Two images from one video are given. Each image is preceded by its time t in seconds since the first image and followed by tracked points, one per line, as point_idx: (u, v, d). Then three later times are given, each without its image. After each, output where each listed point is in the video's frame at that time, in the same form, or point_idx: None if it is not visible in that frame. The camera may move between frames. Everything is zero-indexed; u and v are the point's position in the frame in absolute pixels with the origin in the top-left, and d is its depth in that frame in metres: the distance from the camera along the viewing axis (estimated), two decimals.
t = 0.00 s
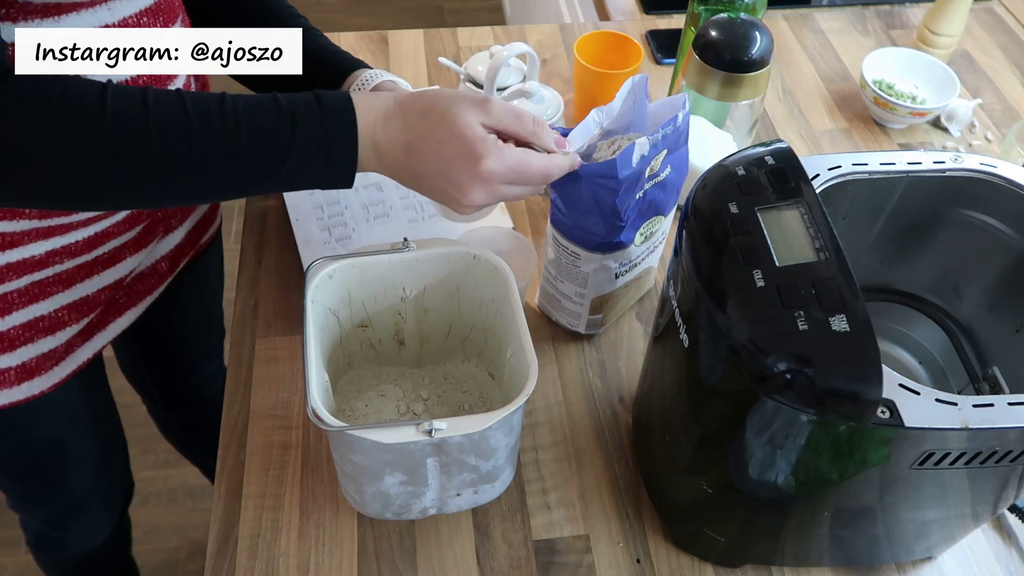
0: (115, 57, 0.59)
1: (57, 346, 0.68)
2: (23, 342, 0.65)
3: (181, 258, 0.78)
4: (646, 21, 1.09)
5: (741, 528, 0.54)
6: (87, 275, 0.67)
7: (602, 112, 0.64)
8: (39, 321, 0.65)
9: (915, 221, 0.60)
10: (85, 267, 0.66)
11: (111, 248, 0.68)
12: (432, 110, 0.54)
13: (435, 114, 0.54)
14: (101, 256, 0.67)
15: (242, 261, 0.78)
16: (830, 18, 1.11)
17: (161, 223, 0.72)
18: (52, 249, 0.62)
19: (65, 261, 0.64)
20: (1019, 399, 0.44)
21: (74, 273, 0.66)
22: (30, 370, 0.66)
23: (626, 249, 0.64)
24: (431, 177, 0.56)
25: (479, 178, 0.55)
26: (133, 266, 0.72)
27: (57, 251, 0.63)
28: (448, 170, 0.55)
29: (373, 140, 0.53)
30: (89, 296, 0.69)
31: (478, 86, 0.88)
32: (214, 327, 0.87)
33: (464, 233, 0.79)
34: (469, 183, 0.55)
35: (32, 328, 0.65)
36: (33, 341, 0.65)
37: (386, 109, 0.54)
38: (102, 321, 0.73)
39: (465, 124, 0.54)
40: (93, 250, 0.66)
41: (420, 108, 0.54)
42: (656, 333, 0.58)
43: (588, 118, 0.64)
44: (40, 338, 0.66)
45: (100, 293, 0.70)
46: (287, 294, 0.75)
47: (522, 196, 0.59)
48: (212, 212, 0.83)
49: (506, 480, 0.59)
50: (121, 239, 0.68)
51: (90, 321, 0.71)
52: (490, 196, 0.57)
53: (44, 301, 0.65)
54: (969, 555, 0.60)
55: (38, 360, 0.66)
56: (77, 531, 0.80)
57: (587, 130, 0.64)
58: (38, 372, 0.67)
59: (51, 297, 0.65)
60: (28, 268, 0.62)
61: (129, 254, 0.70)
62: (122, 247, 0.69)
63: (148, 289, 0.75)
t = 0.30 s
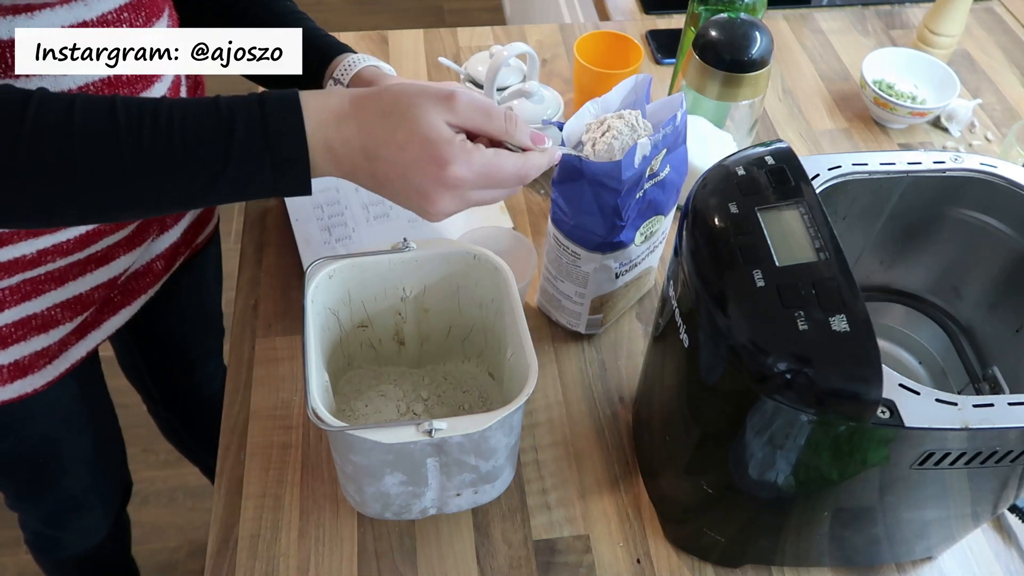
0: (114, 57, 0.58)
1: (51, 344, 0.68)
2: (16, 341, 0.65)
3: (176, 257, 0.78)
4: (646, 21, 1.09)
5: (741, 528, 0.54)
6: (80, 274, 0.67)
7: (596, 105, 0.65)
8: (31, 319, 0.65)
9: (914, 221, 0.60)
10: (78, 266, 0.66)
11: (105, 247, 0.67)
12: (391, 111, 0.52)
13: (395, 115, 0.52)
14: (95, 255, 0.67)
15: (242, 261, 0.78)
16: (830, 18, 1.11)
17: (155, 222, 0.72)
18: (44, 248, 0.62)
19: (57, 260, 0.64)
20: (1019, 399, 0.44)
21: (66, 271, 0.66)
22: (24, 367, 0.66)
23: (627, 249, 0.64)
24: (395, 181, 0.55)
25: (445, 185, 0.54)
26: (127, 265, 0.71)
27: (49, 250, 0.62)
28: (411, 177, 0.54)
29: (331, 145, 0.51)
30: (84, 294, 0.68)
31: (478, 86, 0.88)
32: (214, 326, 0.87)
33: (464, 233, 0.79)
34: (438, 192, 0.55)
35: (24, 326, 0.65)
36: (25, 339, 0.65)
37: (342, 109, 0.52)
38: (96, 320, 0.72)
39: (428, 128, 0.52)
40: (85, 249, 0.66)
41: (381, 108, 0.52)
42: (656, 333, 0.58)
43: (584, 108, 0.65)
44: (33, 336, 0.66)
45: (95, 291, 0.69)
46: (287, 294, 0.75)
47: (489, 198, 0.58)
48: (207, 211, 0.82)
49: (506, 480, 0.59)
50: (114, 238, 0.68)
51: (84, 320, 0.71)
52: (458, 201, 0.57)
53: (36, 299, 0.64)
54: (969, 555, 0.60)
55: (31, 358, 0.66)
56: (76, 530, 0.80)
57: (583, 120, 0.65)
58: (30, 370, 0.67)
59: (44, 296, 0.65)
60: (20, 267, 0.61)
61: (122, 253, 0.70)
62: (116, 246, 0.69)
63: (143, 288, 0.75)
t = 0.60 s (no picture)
0: (115, 57, 0.57)
1: (34, 346, 0.67)
2: None
3: (169, 260, 0.76)
4: (646, 21, 1.09)
5: (741, 528, 0.54)
6: (64, 275, 0.66)
7: (596, 104, 0.64)
8: (14, 321, 0.64)
9: (914, 221, 0.60)
10: (62, 267, 0.65)
11: (90, 249, 0.67)
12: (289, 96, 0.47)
13: (197, 96, 0.46)
14: (79, 257, 0.66)
15: (242, 260, 0.78)
16: (830, 18, 1.11)
17: (143, 224, 0.71)
18: (24, 251, 0.61)
19: (38, 262, 0.63)
20: (1019, 399, 0.44)
21: (49, 273, 0.64)
22: (5, 369, 0.65)
23: (626, 249, 0.64)
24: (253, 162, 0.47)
25: (242, 177, 0.47)
26: (114, 268, 0.70)
27: (29, 252, 0.61)
28: (212, 163, 0.47)
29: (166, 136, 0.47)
30: (68, 296, 0.67)
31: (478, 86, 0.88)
32: (214, 326, 0.87)
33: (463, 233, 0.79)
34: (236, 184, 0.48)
35: (6, 327, 0.64)
36: (7, 340, 0.64)
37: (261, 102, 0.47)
38: (84, 322, 0.71)
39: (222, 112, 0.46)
40: (69, 251, 0.65)
41: (182, 85, 0.46)
42: (656, 333, 0.58)
43: (582, 109, 0.64)
44: (16, 338, 0.65)
45: (80, 293, 0.68)
46: (287, 294, 0.75)
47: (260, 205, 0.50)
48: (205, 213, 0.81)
49: (506, 480, 0.59)
50: (100, 239, 0.67)
51: (71, 321, 0.70)
52: (272, 197, 0.49)
53: (18, 301, 0.63)
54: (969, 555, 0.60)
55: (14, 359, 0.65)
56: (71, 529, 0.80)
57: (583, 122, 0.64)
58: (14, 372, 0.66)
59: (25, 297, 0.64)
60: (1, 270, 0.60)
61: (109, 256, 0.69)
62: (102, 248, 0.68)
63: (132, 291, 0.74)
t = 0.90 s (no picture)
0: (115, 57, 0.52)
1: (14, 351, 0.66)
2: None
3: (153, 266, 0.76)
4: (646, 21, 1.09)
5: (741, 528, 0.54)
6: (42, 281, 0.65)
7: (596, 103, 0.64)
8: None
9: (914, 221, 0.60)
10: (39, 273, 0.65)
11: (68, 255, 0.66)
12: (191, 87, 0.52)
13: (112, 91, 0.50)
14: (60, 262, 0.66)
15: (242, 260, 0.78)
16: (830, 18, 1.11)
17: (126, 230, 0.71)
18: None
19: (14, 268, 0.63)
20: (1019, 399, 0.44)
21: (27, 278, 0.64)
22: None
23: (626, 249, 0.64)
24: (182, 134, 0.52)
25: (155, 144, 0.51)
26: (94, 273, 0.70)
27: (5, 257, 0.61)
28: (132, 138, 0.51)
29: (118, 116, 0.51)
30: (46, 302, 0.67)
31: (478, 86, 0.88)
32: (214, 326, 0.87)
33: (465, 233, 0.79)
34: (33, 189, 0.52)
35: None
36: None
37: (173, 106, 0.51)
38: (65, 327, 0.71)
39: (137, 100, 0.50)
40: (46, 257, 0.64)
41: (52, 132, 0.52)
42: (656, 333, 0.58)
43: (583, 108, 0.64)
44: None
45: (59, 298, 0.68)
46: (287, 294, 0.75)
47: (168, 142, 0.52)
48: (193, 218, 0.81)
49: (506, 480, 0.59)
50: (78, 246, 0.66)
51: (52, 326, 0.69)
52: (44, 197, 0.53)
53: None
54: (970, 555, 0.60)
55: None
56: (64, 530, 0.80)
57: (583, 122, 0.64)
58: None
59: (3, 302, 0.63)
60: None
61: (89, 262, 0.69)
62: (82, 254, 0.67)
63: (115, 296, 0.74)
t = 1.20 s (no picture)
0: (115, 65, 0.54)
1: (36, 339, 0.66)
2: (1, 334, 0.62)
3: (168, 257, 0.77)
4: (646, 21, 1.09)
5: (742, 529, 0.54)
6: (66, 269, 0.65)
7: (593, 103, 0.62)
8: (15, 315, 0.63)
9: (914, 221, 0.60)
10: (63, 261, 0.64)
11: (91, 243, 0.66)
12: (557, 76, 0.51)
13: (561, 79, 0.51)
14: (84, 249, 0.65)
15: (242, 260, 0.78)
16: (830, 18, 1.11)
17: (144, 220, 0.71)
18: (27, 243, 0.60)
19: (40, 255, 0.62)
20: (1019, 399, 0.44)
21: (51, 266, 0.63)
22: (8, 362, 0.64)
23: (622, 250, 0.64)
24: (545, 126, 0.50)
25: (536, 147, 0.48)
26: (114, 262, 0.70)
27: (33, 245, 0.60)
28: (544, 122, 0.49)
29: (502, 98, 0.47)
30: (68, 290, 0.66)
31: (478, 86, 0.87)
32: (214, 326, 0.87)
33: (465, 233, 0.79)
34: None
35: (8, 321, 0.62)
36: (9, 334, 0.63)
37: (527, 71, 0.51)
38: (84, 316, 0.71)
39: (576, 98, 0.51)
40: (71, 244, 0.64)
41: None
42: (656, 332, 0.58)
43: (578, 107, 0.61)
44: (17, 330, 0.64)
45: (81, 286, 0.68)
46: (287, 294, 0.75)
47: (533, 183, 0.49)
48: (205, 209, 0.81)
49: (506, 480, 0.59)
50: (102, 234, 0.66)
51: (71, 315, 0.69)
52: None
53: (20, 294, 0.62)
54: (969, 555, 0.60)
55: (15, 352, 0.64)
56: (66, 528, 0.80)
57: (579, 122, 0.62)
58: (16, 365, 0.65)
59: (28, 290, 0.63)
60: (3, 262, 0.59)
61: (110, 251, 0.68)
62: (104, 243, 0.67)
63: (132, 286, 0.74)
